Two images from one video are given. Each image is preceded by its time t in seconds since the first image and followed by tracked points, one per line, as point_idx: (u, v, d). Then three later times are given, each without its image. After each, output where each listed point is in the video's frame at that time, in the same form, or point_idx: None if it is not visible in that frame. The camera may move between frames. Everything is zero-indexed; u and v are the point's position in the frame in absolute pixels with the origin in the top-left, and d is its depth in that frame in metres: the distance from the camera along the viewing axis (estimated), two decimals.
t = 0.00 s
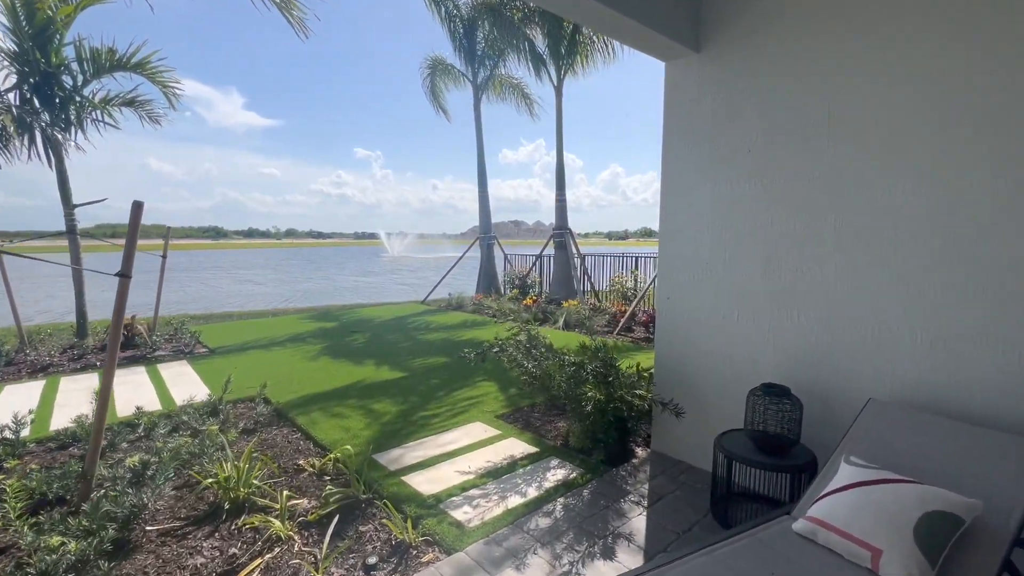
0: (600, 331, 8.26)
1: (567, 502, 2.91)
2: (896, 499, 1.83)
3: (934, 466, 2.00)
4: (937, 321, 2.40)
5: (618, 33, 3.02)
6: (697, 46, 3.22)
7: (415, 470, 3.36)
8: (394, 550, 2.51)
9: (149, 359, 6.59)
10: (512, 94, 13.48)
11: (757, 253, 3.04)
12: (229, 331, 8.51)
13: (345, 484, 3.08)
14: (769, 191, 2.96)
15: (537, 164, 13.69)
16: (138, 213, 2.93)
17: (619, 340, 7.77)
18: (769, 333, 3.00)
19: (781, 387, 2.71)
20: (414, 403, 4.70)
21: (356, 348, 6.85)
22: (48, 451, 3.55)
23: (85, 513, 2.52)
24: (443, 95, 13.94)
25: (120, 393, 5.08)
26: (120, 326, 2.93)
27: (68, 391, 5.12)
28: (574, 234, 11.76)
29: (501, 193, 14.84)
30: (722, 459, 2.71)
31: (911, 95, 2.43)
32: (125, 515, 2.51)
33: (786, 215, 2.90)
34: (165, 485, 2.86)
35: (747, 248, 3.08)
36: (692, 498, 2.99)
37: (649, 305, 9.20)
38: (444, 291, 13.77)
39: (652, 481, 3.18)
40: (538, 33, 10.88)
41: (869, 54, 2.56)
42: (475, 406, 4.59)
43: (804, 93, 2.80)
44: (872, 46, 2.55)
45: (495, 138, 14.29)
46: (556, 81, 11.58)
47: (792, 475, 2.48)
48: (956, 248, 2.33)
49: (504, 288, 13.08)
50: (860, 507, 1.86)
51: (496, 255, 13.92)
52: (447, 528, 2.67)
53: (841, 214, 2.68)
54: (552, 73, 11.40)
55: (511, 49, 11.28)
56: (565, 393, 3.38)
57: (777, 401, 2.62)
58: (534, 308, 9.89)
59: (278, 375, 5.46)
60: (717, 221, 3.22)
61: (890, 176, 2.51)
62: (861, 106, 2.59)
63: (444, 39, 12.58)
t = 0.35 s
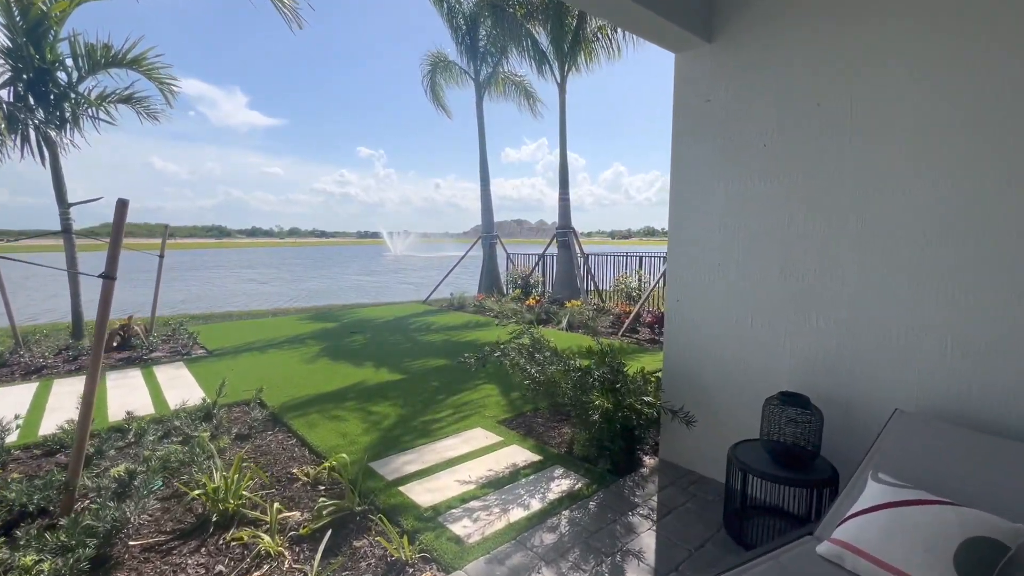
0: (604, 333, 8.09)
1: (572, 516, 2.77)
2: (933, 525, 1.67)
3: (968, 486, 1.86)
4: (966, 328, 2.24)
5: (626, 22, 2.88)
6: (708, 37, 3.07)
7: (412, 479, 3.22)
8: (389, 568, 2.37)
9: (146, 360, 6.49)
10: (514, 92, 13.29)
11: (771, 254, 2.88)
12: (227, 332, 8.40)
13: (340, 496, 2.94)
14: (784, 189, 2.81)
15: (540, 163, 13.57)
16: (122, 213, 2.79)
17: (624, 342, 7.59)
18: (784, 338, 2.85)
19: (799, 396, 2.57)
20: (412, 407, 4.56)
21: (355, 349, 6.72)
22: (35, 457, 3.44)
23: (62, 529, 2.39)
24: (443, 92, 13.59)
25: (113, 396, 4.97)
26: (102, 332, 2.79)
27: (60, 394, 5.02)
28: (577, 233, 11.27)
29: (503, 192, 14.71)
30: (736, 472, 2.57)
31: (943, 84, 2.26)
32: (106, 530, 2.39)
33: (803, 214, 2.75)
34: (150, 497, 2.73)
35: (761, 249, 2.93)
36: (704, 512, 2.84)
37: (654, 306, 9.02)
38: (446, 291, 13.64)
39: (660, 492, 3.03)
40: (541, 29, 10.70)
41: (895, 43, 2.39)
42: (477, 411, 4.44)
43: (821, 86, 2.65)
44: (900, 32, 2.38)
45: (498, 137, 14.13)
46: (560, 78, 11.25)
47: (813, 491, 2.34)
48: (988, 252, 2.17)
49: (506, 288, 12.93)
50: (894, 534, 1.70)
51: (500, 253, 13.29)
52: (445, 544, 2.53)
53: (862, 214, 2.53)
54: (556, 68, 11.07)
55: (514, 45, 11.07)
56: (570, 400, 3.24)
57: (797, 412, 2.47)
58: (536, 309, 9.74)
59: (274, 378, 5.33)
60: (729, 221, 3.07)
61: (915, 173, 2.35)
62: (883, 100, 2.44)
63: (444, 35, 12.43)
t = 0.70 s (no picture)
0: (613, 335, 7.90)
1: (581, 535, 2.59)
2: (993, 565, 1.47)
3: None
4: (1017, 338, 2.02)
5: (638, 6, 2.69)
6: (728, 22, 2.87)
7: (414, 492, 3.06)
8: None
9: (145, 362, 6.38)
10: (520, 89, 13.12)
11: (797, 254, 2.68)
12: (230, 332, 8.30)
13: (335, 512, 2.78)
14: (812, 184, 2.60)
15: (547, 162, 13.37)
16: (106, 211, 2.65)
17: (634, 344, 7.36)
18: (810, 344, 2.65)
19: (829, 410, 2.37)
20: (414, 413, 4.38)
21: (357, 351, 6.57)
22: (23, 466, 3.32)
23: (37, 549, 2.25)
24: (447, 90, 13.37)
25: (109, 400, 4.85)
26: (86, 340, 2.64)
27: (55, 397, 4.90)
28: (585, 232, 11.12)
29: (509, 190, 14.53)
30: (759, 491, 2.38)
31: (993, 69, 2.04)
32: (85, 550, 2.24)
33: (833, 211, 2.54)
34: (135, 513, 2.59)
35: (785, 249, 2.73)
36: (724, 531, 2.66)
37: (665, 307, 8.81)
38: (452, 291, 13.48)
39: (676, 510, 2.84)
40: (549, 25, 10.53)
41: (938, 24, 2.17)
42: (481, 418, 4.26)
43: (852, 75, 2.44)
44: (944, 12, 2.16)
45: (504, 135, 13.95)
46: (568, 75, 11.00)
47: (846, 515, 2.14)
48: None
49: (513, 288, 12.76)
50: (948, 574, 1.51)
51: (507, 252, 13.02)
52: (446, 566, 2.36)
53: (899, 212, 2.32)
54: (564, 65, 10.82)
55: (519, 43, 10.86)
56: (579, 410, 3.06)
57: (827, 427, 2.27)
58: (544, 310, 9.55)
59: (274, 381, 5.19)
60: (751, 219, 2.87)
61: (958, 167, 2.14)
62: (923, 88, 2.22)
63: (450, 31, 12.25)
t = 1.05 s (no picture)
0: (625, 338, 7.68)
1: (596, 561, 2.41)
2: None
3: None
4: None
5: None
6: (754, 9, 2.66)
7: (418, 508, 2.90)
8: None
9: (149, 365, 6.29)
10: (529, 88, 12.98)
11: (829, 257, 2.47)
12: (236, 334, 8.23)
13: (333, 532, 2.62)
14: (846, 182, 2.39)
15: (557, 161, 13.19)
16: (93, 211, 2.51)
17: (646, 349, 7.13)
18: (844, 356, 2.44)
19: (870, 431, 2.15)
20: (418, 421, 4.21)
21: (363, 355, 6.44)
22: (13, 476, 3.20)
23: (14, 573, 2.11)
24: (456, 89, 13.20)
25: (109, 406, 4.74)
26: (71, 348, 2.49)
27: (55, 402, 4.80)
28: (596, 232, 10.58)
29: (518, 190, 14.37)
30: (790, 518, 2.17)
31: None
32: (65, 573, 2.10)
33: (870, 213, 2.32)
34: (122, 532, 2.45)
35: (816, 252, 2.51)
36: (750, 557, 2.46)
37: (678, 310, 8.58)
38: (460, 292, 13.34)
39: (696, 533, 2.64)
40: (559, 22, 10.34)
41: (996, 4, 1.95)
42: (488, 427, 4.08)
43: (894, 63, 2.22)
44: None
45: (513, 134, 13.80)
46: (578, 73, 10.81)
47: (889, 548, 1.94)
48: None
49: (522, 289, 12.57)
50: None
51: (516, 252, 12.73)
52: None
53: (947, 214, 2.10)
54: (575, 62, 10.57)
55: (530, 40, 10.71)
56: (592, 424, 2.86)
57: (868, 450, 2.06)
58: (553, 312, 9.36)
59: (276, 386, 5.07)
60: (776, 220, 2.66)
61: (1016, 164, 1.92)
62: (977, 78, 2.00)
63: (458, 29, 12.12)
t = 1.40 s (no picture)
0: (643, 342, 7.42)
1: None
2: None
3: None
4: None
5: None
6: None
7: (425, 528, 2.71)
8: None
9: (160, 366, 6.23)
10: (544, 85, 12.76)
11: (880, 262, 2.23)
12: (247, 335, 8.17)
13: (335, 556, 2.45)
14: (900, 180, 2.15)
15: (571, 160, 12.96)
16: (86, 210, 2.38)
17: (665, 353, 6.86)
18: (897, 373, 2.20)
19: (933, 459, 1.90)
20: (429, 429, 4.04)
21: (373, 358, 6.30)
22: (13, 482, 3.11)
23: None
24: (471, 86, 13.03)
25: (116, 409, 4.66)
26: (63, 356, 2.37)
27: (63, 404, 4.74)
28: (612, 232, 10.25)
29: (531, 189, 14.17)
30: (837, 552, 1.94)
31: None
32: None
33: (928, 214, 2.08)
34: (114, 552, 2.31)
35: (865, 256, 2.28)
36: None
37: (698, 313, 8.28)
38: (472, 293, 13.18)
39: (728, 561, 2.42)
40: (575, 17, 10.10)
41: None
42: (502, 436, 3.89)
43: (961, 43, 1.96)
44: None
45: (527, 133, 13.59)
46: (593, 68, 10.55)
47: None
48: None
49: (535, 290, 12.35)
50: None
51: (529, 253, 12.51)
52: None
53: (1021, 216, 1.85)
54: (590, 57, 10.30)
55: (544, 36, 10.49)
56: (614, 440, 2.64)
57: (932, 481, 1.82)
58: (568, 314, 9.13)
59: (283, 392, 4.94)
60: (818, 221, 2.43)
61: None
62: None
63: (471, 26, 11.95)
